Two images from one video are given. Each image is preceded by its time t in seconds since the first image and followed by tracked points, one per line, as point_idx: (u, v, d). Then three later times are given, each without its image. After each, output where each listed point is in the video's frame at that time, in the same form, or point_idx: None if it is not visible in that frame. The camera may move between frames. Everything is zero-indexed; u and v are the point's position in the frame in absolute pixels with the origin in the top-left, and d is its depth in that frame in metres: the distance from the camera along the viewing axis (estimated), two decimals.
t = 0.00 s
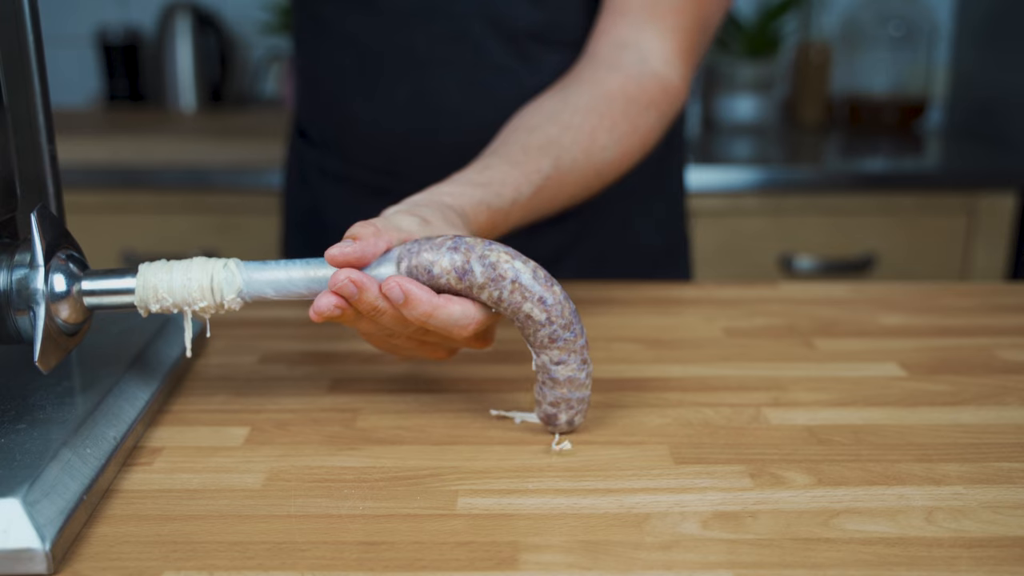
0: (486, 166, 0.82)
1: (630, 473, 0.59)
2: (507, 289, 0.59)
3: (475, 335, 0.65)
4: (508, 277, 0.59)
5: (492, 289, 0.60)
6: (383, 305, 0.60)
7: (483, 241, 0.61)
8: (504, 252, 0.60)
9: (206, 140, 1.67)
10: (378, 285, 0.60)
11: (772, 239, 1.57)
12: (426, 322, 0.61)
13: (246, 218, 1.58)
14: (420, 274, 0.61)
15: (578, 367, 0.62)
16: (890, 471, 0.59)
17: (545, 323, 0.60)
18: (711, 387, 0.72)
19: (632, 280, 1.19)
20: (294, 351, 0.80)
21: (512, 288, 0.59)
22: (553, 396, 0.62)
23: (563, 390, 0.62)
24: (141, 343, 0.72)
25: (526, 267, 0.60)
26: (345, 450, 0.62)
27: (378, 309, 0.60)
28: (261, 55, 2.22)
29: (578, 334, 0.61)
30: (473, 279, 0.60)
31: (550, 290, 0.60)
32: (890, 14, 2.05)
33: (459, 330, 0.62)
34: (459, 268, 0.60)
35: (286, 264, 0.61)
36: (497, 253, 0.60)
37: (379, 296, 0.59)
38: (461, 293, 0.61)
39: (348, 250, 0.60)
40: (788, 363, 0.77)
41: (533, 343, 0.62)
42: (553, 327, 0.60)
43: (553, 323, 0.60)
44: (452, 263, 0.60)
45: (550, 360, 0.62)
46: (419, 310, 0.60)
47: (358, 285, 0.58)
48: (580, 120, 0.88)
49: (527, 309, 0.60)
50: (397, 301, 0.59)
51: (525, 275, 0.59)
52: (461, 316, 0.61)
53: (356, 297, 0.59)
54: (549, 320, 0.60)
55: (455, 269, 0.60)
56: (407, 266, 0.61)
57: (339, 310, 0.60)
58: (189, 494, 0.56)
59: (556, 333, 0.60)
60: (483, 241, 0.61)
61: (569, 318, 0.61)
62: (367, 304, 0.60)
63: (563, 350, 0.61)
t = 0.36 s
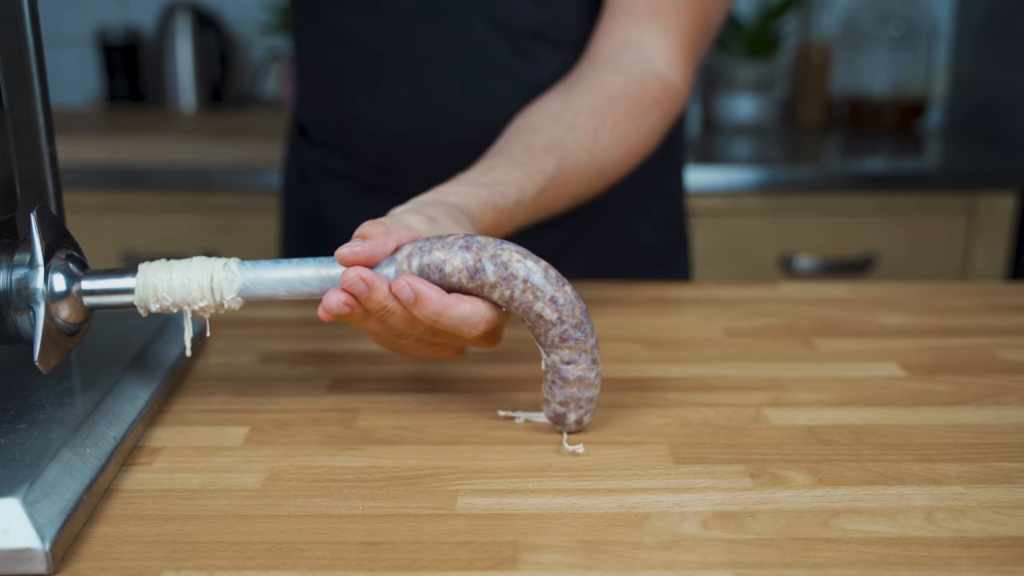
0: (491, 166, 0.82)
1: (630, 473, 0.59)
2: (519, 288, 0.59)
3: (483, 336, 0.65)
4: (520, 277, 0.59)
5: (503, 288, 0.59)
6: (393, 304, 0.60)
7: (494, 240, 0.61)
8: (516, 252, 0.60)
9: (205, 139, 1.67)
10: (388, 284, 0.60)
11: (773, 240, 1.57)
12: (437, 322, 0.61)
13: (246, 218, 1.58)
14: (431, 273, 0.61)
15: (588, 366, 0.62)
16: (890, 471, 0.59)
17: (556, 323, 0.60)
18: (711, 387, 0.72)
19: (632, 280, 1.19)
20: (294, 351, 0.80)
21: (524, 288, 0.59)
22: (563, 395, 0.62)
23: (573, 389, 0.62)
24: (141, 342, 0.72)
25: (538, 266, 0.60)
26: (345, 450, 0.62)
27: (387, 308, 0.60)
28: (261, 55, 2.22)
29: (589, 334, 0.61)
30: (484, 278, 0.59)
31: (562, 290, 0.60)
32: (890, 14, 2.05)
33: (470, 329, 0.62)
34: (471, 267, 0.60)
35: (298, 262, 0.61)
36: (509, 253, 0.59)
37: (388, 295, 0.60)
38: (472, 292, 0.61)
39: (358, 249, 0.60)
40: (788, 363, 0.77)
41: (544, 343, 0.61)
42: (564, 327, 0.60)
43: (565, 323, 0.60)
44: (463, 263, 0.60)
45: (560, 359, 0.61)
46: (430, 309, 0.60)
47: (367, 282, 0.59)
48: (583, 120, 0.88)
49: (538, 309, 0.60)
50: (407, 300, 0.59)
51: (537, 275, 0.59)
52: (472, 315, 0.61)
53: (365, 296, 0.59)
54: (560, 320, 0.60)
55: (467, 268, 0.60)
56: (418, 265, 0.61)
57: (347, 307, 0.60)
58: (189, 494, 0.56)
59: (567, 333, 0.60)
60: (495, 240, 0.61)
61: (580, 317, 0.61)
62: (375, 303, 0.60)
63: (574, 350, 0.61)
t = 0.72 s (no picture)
0: (497, 166, 0.82)
1: (630, 473, 0.59)
2: (532, 288, 0.59)
3: (495, 339, 0.66)
4: (533, 276, 0.59)
5: (516, 288, 0.59)
6: (406, 304, 0.61)
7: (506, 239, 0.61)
8: (528, 251, 0.60)
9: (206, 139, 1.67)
10: (402, 285, 0.60)
11: (773, 240, 1.57)
12: (451, 322, 0.61)
13: (246, 218, 1.58)
14: (444, 272, 0.61)
15: (600, 365, 0.62)
16: (890, 471, 0.59)
17: (569, 322, 0.60)
18: (712, 387, 0.72)
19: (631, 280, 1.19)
20: (294, 351, 0.80)
21: (537, 287, 0.59)
22: (574, 395, 0.62)
23: (585, 389, 0.62)
24: (141, 342, 0.72)
25: (550, 265, 0.60)
26: (345, 450, 0.62)
27: (401, 308, 0.61)
28: (261, 55, 2.22)
29: (601, 333, 0.61)
30: (498, 278, 0.59)
31: (574, 289, 0.60)
32: (891, 14, 2.05)
33: (484, 329, 0.62)
34: (484, 266, 0.59)
35: (310, 263, 0.61)
36: (522, 252, 0.60)
37: (402, 294, 0.60)
38: (484, 292, 0.61)
39: (369, 249, 0.60)
40: (788, 363, 0.77)
41: (556, 342, 0.62)
42: (577, 326, 0.60)
43: (578, 322, 0.60)
44: (478, 262, 0.60)
45: (572, 358, 0.62)
46: (444, 309, 0.60)
47: (381, 280, 0.59)
48: (588, 121, 0.88)
49: (551, 308, 0.60)
50: (422, 301, 0.59)
51: (550, 275, 0.59)
52: (486, 315, 0.61)
53: (378, 294, 0.59)
54: (573, 319, 0.60)
55: (480, 267, 0.60)
56: (431, 264, 0.60)
57: (360, 305, 0.60)
58: (189, 494, 0.56)
59: (580, 332, 0.60)
60: (507, 240, 0.61)
61: (592, 316, 0.61)
62: (389, 302, 0.60)
63: (586, 349, 0.61)
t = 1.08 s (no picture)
0: (494, 167, 0.82)
1: (630, 473, 0.59)
2: (540, 292, 0.59)
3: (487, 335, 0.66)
4: (542, 281, 0.59)
5: (525, 292, 0.59)
6: (394, 302, 0.61)
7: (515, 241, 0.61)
8: (538, 255, 0.60)
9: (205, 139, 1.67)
10: (390, 284, 0.60)
11: (772, 240, 1.57)
12: (442, 319, 0.61)
13: (246, 218, 1.58)
14: (453, 271, 0.60)
15: (606, 370, 0.62)
16: (890, 471, 0.59)
17: (577, 327, 0.60)
18: (711, 387, 0.72)
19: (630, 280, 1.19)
20: (294, 351, 0.80)
21: (546, 291, 0.59)
22: (580, 398, 0.62)
23: (590, 392, 0.62)
24: (141, 343, 0.72)
25: (560, 270, 0.60)
26: (345, 450, 0.62)
27: (389, 306, 0.61)
28: (261, 55, 2.22)
29: (608, 338, 0.61)
30: (506, 281, 0.59)
31: (582, 294, 0.60)
32: (891, 14, 2.06)
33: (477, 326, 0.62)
34: (494, 268, 0.59)
35: (315, 263, 0.61)
36: (532, 255, 0.59)
37: (390, 293, 0.60)
38: (491, 293, 0.61)
39: (353, 249, 0.60)
40: (788, 363, 0.77)
41: (563, 346, 0.62)
42: (585, 331, 0.60)
43: (585, 327, 0.60)
44: (488, 262, 0.59)
45: (578, 363, 0.62)
46: (434, 307, 0.60)
47: (368, 277, 0.59)
48: (589, 124, 0.89)
49: (560, 313, 0.60)
50: (411, 300, 0.59)
51: (559, 281, 0.59)
52: (478, 310, 0.61)
53: (366, 292, 0.59)
54: (581, 324, 0.60)
55: (489, 269, 0.59)
56: (441, 261, 0.60)
57: (350, 304, 0.60)
58: (189, 494, 0.56)
59: (587, 337, 0.60)
60: (517, 242, 0.61)
61: (600, 321, 0.61)
62: (377, 301, 0.60)
63: (593, 353, 0.61)
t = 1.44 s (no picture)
0: (499, 172, 0.82)
1: (630, 473, 0.59)
2: (542, 298, 0.59)
3: (487, 340, 0.66)
4: (544, 287, 0.59)
5: (527, 297, 0.59)
6: (393, 305, 0.60)
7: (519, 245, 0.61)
8: (542, 260, 0.60)
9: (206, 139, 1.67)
10: (389, 285, 0.60)
11: (772, 240, 1.57)
12: (441, 323, 0.61)
13: (246, 218, 1.58)
14: (455, 274, 0.60)
15: (608, 374, 0.62)
16: (890, 471, 0.59)
17: (579, 332, 0.60)
18: (711, 387, 0.72)
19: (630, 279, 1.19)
20: (294, 351, 0.80)
21: (548, 297, 0.59)
22: (582, 400, 0.62)
23: (592, 396, 0.62)
24: (141, 342, 0.72)
25: (563, 276, 0.60)
26: (345, 450, 0.62)
27: (387, 308, 0.60)
28: (262, 55, 2.22)
29: (611, 343, 0.61)
30: (508, 286, 0.59)
31: (585, 300, 0.60)
32: (891, 13, 2.06)
33: (476, 330, 0.62)
34: (496, 272, 0.59)
35: (319, 263, 0.61)
36: (535, 260, 0.59)
37: (388, 295, 0.60)
38: (492, 296, 0.61)
39: (353, 248, 0.61)
40: (788, 363, 0.77)
41: (565, 350, 0.62)
42: (586, 337, 0.60)
43: (587, 333, 0.60)
44: (489, 267, 0.59)
45: (580, 367, 0.62)
46: (433, 310, 0.60)
47: (368, 278, 0.59)
48: (598, 133, 0.89)
49: (562, 319, 0.60)
50: (410, 303, 0.59)
51: (561, 287, 0.59)
52: (476, 314, 0.61)
53: (365, 293, 0.59)
54: (583, 330, 0.60)
55: (492, 273, 0.59)
56: (443, 263, 0.60)
57: (347, 304, 0.60)
58: (189, 494, 0.56)
59: (589, 342, 0.60)
60: (521, 246, 0.60)
61: (602, 327, 0.61)
62: (375, 302, 0.60)
63: (595, 358, 0.61)
